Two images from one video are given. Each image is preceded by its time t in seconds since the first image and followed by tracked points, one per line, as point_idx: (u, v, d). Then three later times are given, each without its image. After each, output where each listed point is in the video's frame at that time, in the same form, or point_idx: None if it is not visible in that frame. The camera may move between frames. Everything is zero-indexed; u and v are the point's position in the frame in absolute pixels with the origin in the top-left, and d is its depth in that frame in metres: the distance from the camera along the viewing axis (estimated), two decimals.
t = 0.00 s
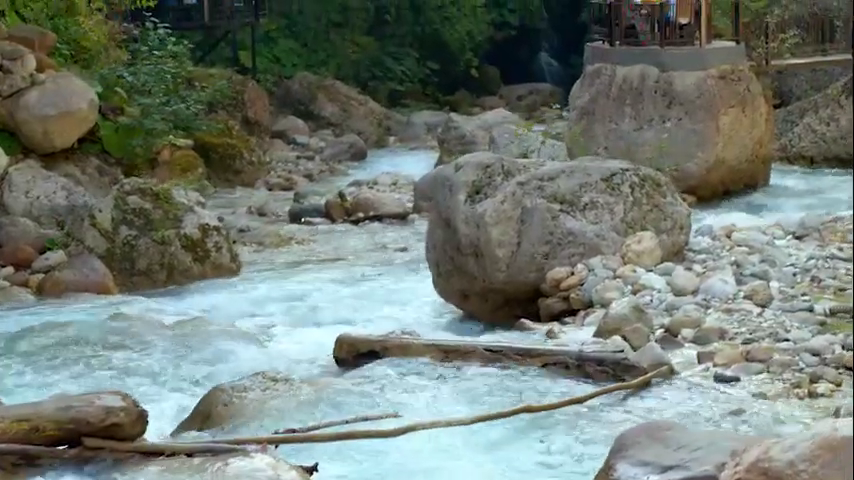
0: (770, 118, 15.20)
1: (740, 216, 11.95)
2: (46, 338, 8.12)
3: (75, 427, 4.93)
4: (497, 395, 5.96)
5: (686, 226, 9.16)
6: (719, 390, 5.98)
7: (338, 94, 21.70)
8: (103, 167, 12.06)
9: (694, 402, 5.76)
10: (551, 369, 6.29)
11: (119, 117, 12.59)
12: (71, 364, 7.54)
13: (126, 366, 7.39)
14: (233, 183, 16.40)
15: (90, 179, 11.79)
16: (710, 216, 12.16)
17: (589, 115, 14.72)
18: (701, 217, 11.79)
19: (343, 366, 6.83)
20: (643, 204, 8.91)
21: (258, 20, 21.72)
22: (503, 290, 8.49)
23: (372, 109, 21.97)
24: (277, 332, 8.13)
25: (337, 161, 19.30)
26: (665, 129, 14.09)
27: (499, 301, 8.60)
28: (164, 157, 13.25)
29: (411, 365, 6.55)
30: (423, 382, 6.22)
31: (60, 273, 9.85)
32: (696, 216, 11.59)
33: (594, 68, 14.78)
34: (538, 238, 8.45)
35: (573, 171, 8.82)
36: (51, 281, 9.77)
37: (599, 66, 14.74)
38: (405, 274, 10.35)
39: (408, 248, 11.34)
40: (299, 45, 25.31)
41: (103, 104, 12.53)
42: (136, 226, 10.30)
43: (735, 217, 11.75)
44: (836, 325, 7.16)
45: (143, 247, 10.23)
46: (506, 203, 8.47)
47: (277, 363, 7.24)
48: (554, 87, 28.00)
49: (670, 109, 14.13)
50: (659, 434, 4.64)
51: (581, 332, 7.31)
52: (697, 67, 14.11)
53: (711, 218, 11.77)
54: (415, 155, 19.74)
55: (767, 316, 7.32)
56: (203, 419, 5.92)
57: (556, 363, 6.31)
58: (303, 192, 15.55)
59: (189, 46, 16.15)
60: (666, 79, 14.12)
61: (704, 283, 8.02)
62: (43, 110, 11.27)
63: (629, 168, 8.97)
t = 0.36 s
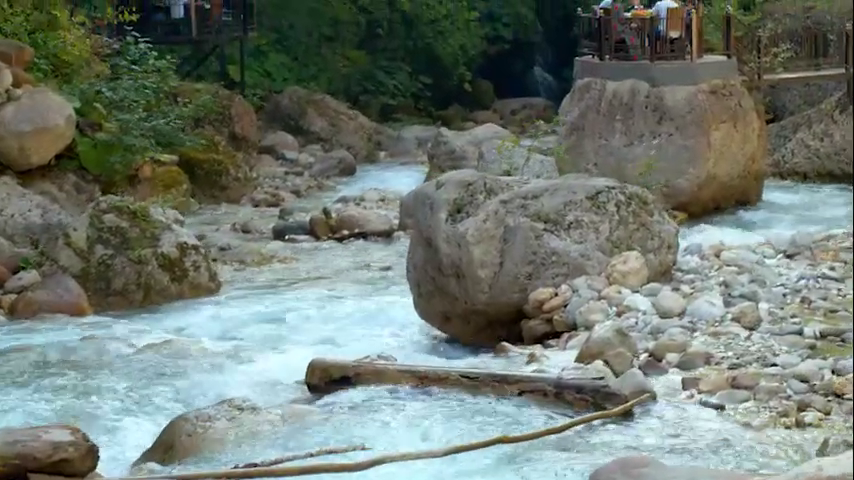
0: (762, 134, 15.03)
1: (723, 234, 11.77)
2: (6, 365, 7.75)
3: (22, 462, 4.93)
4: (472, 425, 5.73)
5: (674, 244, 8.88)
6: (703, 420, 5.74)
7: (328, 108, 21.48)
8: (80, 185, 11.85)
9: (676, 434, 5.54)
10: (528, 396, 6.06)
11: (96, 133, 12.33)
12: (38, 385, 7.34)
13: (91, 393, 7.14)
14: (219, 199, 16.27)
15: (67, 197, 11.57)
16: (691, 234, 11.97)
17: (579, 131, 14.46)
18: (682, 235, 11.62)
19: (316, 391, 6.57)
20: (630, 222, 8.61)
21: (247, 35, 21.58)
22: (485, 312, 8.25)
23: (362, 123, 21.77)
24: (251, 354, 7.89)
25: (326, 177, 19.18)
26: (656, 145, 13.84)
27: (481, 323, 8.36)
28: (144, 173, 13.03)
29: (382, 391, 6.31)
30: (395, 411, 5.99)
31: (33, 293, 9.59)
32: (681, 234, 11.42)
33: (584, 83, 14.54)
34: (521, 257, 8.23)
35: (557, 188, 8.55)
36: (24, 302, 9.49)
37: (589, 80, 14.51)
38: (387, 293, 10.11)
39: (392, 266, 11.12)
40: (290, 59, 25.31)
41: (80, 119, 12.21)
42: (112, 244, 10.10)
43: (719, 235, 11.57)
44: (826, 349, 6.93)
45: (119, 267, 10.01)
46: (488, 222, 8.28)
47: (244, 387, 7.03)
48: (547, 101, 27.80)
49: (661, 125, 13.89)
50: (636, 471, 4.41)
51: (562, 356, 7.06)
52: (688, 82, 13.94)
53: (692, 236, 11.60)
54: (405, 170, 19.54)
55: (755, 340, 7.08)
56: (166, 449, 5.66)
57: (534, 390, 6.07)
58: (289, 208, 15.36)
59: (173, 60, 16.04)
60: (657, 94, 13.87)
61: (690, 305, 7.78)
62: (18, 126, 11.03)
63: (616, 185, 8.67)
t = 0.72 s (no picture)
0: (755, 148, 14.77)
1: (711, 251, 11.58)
2: None
3: None
4: (444, 455, 5.47)
5: (661, 263, 8.62)
6: (686, 448, 5.48)
7: (316, 122, 21.40)
8: (56, 200, 11.55)
9: (657, 463, 5.28)
10: (505, 422, 5.81)
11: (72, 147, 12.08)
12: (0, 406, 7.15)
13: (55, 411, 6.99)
14: (202, 215, 16.23)
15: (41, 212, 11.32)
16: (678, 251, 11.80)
17: (568, 145, 14.20)
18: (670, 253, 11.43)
19: (284, 418, 6.32)
20: (615, 239, 8.39)
21: (234, 47, 21.44)
22: (465, 333, 7.99)
23: (351, 136, 21.59)
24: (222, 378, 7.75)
25: (313, 190, 19.06)
26: (646, 159, 13.58)
27: (461, 344, 8.07)
28: (124, 188, 12.96)
29: (351, 416, 6.06)
30: (364, 440, 5.73)
31: (3, 312, 9.33)
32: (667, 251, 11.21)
33: (573, 96, 14.30)
34: (502, 276, 7.98)
35: (540, 205, 8.29)
36: None
37: (578, 94, 14.26)
38: (367, 311, 9.89)
39: (373, 283, 10.90)
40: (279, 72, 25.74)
41: (56, 133, 11.91)
42: (85, 262, 9.89)
43: (707, 252, 11.38)
44: (816, 372, 6.68)
45: (91, 285, 9.76)
46: (468, 240, 8.03)
47: (210, 407, 6.96)
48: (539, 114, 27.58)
49: (651, 138, 13.60)
50: None
51: (542, 381, 6.81)
52: (679, 95, 13.69)
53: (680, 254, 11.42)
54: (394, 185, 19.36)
55: (743, 364, 6.82)
56: None
57: (511, 416, 5.85)
58: (273, 223, 15.19)
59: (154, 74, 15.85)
60: (647, 107, 13.62)
61: (676, 326, 7.52)
62: None
63: (600, 202, 8.44)
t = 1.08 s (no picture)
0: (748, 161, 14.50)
1: (698, 268, 11.36)
2: None
3: None
4: None
5: (648, 282, 8.33)
6: None
7: (304, 133, 21.22)
8: (29, 216, 11.46)
9: None
10: (477, 459, 5.52)
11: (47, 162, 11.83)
12: None
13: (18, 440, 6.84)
14: (186, 228, 16.11)
15: (14, 229, 11.15)
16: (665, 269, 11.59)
17: (557, 158, 13.96)
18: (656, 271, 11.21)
19: (250, 450, 6.12)
20: (599, 259, 8.08)
21: (220, 58, 21.27)
22: (444, 356, 7.70)
23: (340, 149, 21.41)
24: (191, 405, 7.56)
25: (301, 203, 18.89)
26: (637, 172, 13.29)
27: (440, 367, 7.78)
28: (101, 203, 12.80)
29: (317, 449, 5.92)
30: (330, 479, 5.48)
31: None
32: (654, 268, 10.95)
33: (562, 109, 14.04)
34: (482, 298, 7.68)
35: (522, 223, 7.98)
36: None
37: (567, 106, 14.01)
38: (347, 331, 9.63)
39: (355, 300, 10.66)
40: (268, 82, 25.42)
41: (30, 148, 11.77)
42: (55, 281, 9.59)
43: (694, 269, 11.16)
44: (807, 399, 6.39)
45: (62, 305, 9.50)
46: (447, 260, 7.73)
47: (173, 441, 6.73)
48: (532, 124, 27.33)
49: (642, 151, 13.30)
50: None
51: (521, 409, 6.53)
52: (668, 107, 13.43)
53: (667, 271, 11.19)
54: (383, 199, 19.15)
55: (731, 392, 6.54)
56: None
57: (484, 451, 5.55)
58: (256, 238, 15.02)
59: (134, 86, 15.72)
60: (637, 120, 13.33)
61: (662, 351, 7.22)
62: None
63: (585, 220, 8.13)
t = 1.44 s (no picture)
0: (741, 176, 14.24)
1: (688, 289, 11.09)
2: None
3: None
4: None
5: (635, 305, 8.04)
6: None
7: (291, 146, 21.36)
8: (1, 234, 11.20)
9: None
10: None
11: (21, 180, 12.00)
12: None
13: None
14: (169, 243, 16.21)
15: None
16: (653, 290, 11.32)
17: (545, 174, 13.65)
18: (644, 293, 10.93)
19: None
20: (584, 281, 7.79)
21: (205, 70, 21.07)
22: (423, 384, 7.40)
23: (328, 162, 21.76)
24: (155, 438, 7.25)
25: (287, 217, 18.69)
26: (626, 187, 13.05)
27: (419, 394, 7.47)
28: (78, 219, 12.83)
29: None
30: None
31: None
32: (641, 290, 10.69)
33: (550, 122, 13.74)
34: (463, 322, 7.39)
35: (504, 244, 7.71)
36: None
37: (555, 119, 13.71)
38: (327, 354, 9.34)
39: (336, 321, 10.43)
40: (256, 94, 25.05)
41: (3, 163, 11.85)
42: (24, 302, 9.32)
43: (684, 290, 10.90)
44: (800, 430, 6.10)
45: (31, 327, 9.22)
46: (425, 282, 7.44)
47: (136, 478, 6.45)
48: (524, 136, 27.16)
49: (631, 166, 13.07)
50: None
51: (500, 443, 6.25)
52: (659, 121, 13.16)
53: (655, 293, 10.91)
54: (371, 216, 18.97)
55: (719, 423, 6.26)
56: None
57: None
58: (238, 254, 14.86)
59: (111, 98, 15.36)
60: (627, 134, 13.08)
61: (648, 379, 6.94)
62: None
63: (569, 240, 7.86)
